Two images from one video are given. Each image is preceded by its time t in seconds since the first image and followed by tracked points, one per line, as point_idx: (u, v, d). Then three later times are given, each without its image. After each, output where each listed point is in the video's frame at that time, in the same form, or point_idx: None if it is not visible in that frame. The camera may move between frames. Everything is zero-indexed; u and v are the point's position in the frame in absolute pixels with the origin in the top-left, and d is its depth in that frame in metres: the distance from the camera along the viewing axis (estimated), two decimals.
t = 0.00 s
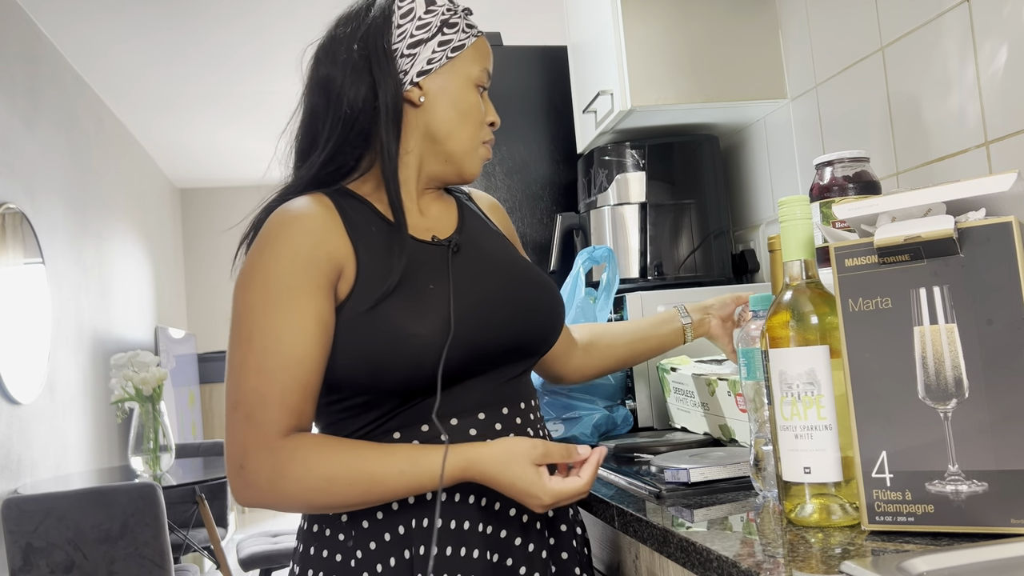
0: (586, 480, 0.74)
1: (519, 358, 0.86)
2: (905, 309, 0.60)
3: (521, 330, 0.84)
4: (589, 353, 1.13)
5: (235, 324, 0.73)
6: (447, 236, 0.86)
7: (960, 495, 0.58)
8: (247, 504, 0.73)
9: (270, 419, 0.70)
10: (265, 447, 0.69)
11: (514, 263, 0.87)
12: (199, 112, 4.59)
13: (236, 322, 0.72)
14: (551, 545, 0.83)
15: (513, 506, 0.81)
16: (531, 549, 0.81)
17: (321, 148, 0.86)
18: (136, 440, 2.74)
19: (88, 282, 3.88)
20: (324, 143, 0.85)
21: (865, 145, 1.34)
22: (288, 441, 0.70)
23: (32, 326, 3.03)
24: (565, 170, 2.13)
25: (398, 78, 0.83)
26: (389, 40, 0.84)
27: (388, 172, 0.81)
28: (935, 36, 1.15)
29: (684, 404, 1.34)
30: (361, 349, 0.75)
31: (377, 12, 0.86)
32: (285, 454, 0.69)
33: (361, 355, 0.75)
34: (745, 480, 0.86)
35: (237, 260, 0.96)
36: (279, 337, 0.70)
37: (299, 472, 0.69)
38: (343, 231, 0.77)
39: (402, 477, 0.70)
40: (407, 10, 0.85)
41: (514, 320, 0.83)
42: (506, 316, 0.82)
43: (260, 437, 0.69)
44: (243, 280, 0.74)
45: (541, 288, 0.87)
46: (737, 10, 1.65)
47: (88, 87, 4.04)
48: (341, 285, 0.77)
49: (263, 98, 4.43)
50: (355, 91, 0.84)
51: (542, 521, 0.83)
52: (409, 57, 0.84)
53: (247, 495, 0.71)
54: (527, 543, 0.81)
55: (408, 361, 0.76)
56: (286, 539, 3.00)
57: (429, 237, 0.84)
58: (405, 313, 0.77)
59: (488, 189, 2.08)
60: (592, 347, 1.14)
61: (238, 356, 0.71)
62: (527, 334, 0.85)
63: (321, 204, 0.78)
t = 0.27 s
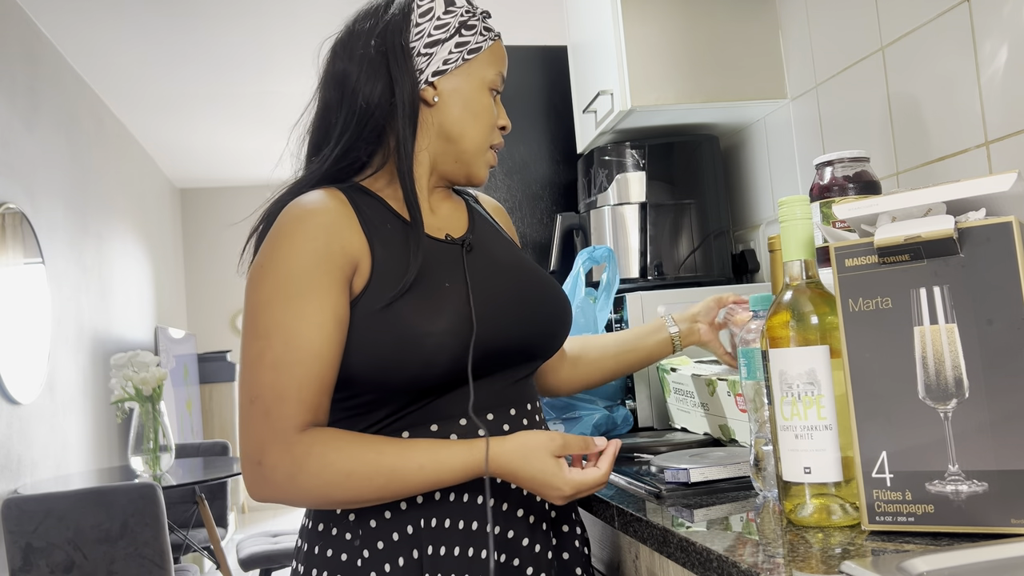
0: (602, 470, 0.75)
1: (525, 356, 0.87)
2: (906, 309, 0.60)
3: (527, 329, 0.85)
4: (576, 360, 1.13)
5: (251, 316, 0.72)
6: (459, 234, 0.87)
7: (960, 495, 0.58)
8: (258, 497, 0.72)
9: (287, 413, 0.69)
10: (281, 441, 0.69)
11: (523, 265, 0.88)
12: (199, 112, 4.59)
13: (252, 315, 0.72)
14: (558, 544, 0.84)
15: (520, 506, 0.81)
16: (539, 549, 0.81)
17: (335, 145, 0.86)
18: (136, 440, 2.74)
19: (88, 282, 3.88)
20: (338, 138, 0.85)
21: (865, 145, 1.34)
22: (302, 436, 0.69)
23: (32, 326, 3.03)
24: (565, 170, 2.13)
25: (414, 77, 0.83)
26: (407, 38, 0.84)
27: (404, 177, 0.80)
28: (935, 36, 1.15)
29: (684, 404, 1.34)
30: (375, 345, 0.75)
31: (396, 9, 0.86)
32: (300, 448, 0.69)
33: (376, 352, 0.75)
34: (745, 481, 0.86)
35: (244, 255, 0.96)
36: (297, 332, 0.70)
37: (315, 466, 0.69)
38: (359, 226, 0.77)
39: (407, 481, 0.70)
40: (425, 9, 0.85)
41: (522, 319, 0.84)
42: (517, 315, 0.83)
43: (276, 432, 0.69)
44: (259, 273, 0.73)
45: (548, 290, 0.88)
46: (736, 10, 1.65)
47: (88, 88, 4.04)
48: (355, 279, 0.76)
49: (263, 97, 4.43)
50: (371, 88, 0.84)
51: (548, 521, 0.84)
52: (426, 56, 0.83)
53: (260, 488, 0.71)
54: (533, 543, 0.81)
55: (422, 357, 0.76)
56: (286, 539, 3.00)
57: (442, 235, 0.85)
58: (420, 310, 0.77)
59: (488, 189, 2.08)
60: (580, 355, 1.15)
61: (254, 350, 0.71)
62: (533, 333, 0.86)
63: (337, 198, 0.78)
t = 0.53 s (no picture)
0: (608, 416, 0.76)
1: (523, 356, 0.87)
2: (906, 309, 0.60)
3: (525, 329, 0.85)
4: (554, 364, 1.12)
5: (250, 311, 0.71)
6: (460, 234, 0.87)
7: (960, 495, 0.58)
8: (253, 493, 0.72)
9: (285, 408, 0.69)
10: (279, 435, 0.69)
11: (521, 266, 0.88)
12: (200, 112, 4.59)
13: (251, 310, 0.71)
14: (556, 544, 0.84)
15: (520, 505, 0.81)
16: (540, 548, 0.81)
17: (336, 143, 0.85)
18: (136, 440, 2.74)
19: (88, 282, 3.87)
20: (339, 137, 0.85)
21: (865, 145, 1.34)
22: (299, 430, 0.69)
23: (32, 326, 3.03)
24: (565, 170, 2.13)
25: (416, 78, 0.83)
26: (410, 39, 0.84)
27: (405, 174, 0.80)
28: (935, 36, 1.15)
29: (684, 404, 1.34)
30: (377, 343, 0.75)
31: (399, 11, 0.86)
32: (298, 443, 0.69)
33: (376, 348, 0.75)
34: (744, 481, 0.86)
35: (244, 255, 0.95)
36: (298, 327, 0.69)
37: (312, 460, 0.68)
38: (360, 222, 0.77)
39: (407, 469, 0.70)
40: (428, 12, 0.85)
41: (521, 319, 0.84)
42: (516, 314, 0.84)
43: (274, 426, 0.69)
44: (259, 268, 0.72)
45: (546, 291, 0.89)
46: (737, 10, 1.65)
47: (88, 88, 4.04)
48: (356, 277, 0.76)
49: (263, 97, 4.43)
50: (373, 88, 0.83)
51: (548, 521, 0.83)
52: (428, 57, 0.84)
53: (256, 483, 0.70)
54: (534, 543, 0.80)
55: (422, 355, 0.76)
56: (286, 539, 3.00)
57: (443, 234, 0.85)
58: (420, 308, 0.77)
59: (488, 189, 2.08)
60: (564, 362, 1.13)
61: (253, 344, 0.70)
62: (531, 333, 0.86)
63: (337, 195, 0.78)
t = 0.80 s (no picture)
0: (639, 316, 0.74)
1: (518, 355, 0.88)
2: (906, 309, 0.60)
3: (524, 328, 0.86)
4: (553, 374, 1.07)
5: (265, 314, 0.71)
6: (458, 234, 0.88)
7: (960, 495, 0.58)
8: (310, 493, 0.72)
9: (319, 401, 0.68)
10: (320, 427, 0.68)
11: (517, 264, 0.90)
12: (200, 112, 4.59)
13: (266, 313, 0.71)
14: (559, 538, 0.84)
15: (523, 500, 0.81)
16: (543, 542, 0.81)
17: (333, 147, 0.85)
18: (136, 440, 2.74)
19: (87, 282, 3.87)
20: (337, 139, 0.85)
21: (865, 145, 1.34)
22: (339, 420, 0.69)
23: (32, 326, 3.03)
24: (566, 170, 2.13)
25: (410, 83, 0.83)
26: (403, 44, 0.84)
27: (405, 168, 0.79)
28: (935, 36, 1.15)
29: (684, 404, 1.34)
30: (388, 339, 0.75)
31: (392, 17, 0.85)
32: (340, 431, 0.68)
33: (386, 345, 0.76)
34: (745, 481, 0.86)
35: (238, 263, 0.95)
36: (317, 321, 0.69)
37: (359, 446, 0.69)
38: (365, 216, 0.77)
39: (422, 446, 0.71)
40: (422, 17, 0.85)
41: (518, 317, 0.86)
42: (515, 313, 0.85)
43: (313, 418, 0.69)
44: (268, 271, 0.72)
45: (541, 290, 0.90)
46: (737, 10, 1.65)
47: (88, 88, 4.04)
48: (368, 269, 0.76)
49: (263, 97, 4.42)
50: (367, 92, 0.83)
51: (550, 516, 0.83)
52: (422, 62, 0.83)
53: (304, 482, 0.70)
54: (537, 537, 0.81)
55: (428, 352, 0.77)
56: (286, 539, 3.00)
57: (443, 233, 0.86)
58: (426, 305, 0.77)
59: (488, 189, 2.08)
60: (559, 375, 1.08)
61: (276, 345, 0.70)
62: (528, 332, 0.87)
63: (339, 193, 0.77)
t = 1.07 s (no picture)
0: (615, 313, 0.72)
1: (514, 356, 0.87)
2: (906, 309, 0.60)
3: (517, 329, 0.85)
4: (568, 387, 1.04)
5: (255, 319, 0.73)
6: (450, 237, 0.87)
7: (960, 495, 0.58)
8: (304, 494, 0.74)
9: (305, 406, 0.70)
10: (305, 430, 0.70)
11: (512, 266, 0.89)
12: (200, 112, 4.60)
13: (256, 318, 0.72)
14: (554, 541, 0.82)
15: (516, 501, 0.80)
16: (537, 543, 0.80)
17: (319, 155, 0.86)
18: (136, 440, 2.74)
19: (88, 282, 3.88)
20: (321, 146, 0.86)
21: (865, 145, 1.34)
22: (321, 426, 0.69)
23: (32, 326, 3.03)
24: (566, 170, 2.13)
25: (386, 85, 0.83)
26: (380, 46, 0.84)
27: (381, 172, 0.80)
28: (935, 36, 1.15)
29: (684, 404, 1.34)
30: (376, 342, 0.76)
31: (370, 22, 0.86)
32: (321, 437, 0.69)
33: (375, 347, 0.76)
34: (745, 480, 0.86)
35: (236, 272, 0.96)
36: (301, 327, 0.70)
37: (338, 451, 0.69)
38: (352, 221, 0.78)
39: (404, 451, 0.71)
40: (400, 18, 0.84)
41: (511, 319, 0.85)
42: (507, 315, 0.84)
43: (297, 424, 0.70)
44: (258, 277, 0.74)
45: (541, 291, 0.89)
46: (737, 10, 1.65)
47: (88, 88, 4.04)
48: (354, 275, 0.77)
49: (262, 96, 4.42)
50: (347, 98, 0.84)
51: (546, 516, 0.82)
52: (398, 63, 0.83)
53: (292, 485, 0.72)
54: (531, 538, 0.80)
55: (413, 354, 0.77)
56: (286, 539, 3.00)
57: (433, 237, 0.85)
58: (412, 307, 0.77)
59: (488, 189, 2.08)
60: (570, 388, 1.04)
61: (265, 350, 0.71)
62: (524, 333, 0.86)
63: (330, 198, 0.78)
